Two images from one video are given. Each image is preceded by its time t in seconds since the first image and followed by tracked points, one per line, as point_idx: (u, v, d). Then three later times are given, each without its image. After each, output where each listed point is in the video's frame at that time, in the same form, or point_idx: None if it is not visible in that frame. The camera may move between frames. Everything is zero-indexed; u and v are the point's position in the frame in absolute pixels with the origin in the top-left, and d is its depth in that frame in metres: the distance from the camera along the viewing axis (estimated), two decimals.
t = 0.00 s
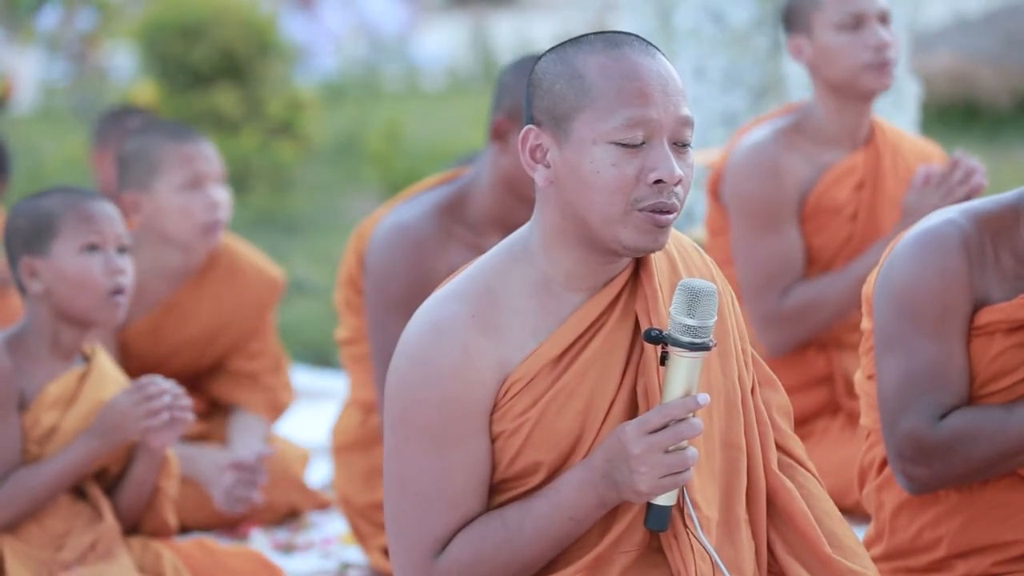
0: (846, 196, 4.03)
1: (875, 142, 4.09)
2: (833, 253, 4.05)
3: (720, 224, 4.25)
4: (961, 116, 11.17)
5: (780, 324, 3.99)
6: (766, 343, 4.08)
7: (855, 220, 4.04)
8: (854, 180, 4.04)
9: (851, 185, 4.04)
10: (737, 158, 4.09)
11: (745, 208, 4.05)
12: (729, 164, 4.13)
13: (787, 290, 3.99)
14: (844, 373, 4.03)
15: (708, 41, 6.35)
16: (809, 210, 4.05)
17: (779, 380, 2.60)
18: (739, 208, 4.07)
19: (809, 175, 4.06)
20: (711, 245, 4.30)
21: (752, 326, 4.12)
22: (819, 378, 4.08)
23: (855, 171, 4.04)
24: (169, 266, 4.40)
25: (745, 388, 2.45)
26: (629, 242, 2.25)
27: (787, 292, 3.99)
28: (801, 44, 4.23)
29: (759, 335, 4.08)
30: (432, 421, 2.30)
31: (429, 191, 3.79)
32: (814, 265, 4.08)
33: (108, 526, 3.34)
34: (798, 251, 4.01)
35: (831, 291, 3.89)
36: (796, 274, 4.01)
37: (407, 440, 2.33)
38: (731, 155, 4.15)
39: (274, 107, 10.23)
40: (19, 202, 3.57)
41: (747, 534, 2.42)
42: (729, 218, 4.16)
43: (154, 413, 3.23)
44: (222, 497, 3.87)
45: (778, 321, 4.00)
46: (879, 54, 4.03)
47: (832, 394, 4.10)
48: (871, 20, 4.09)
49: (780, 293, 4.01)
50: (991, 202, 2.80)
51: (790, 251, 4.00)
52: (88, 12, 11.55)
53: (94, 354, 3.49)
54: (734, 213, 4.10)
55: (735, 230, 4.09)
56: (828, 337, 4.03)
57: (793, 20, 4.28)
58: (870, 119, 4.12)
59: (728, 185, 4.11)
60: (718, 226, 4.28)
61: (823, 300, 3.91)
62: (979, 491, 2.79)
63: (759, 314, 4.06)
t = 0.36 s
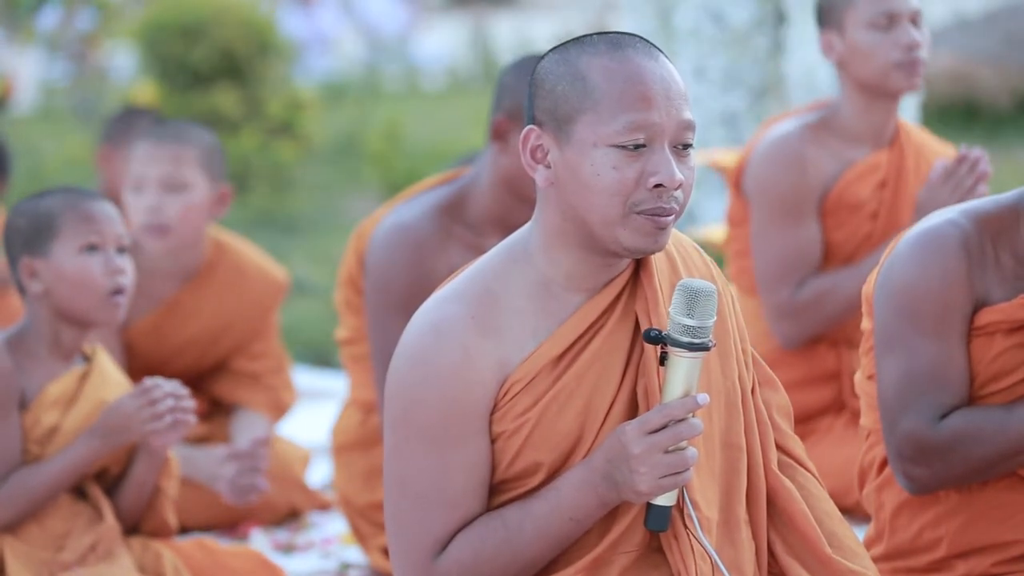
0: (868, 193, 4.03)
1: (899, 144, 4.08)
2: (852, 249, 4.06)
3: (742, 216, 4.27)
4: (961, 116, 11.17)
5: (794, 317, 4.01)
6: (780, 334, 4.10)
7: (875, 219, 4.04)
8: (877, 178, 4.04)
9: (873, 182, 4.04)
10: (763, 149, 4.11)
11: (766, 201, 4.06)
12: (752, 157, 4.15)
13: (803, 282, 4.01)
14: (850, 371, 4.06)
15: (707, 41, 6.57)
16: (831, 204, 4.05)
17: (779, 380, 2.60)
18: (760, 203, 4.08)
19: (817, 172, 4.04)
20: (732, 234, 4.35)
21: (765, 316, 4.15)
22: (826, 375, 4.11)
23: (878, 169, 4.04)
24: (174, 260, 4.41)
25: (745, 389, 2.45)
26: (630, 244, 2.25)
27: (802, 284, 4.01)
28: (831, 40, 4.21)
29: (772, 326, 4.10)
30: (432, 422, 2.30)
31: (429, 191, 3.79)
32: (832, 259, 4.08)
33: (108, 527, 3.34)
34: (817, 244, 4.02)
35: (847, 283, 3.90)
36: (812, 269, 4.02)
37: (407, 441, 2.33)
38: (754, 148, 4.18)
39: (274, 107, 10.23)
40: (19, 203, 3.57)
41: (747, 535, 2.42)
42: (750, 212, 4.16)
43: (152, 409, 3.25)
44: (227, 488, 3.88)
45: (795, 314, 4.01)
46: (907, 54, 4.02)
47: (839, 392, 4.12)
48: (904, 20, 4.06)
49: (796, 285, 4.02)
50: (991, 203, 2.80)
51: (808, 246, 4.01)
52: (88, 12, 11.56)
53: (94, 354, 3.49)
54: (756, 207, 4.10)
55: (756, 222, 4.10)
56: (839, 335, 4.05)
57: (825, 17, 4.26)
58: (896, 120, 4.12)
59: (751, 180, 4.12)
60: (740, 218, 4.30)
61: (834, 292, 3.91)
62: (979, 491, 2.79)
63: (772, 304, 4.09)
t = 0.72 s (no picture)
0: (885, 193, 4.01)
1: (920, 150, 4.06)
2: (864, 247, 4.06)
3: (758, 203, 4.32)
4: (961, 116, 11.16)
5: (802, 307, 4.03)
6: (789, 324, 4.12)
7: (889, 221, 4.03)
8: (896, 180, 4.02)
9: (892, 184, 4.02)
10: (784, 142, 4.14)
11: (785, 190, 4.09)
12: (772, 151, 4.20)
13: (813, 271, 4.03)
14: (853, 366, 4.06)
15: (707, 41, 6.57)
16: (846, 202, 4.05)
17: (779, 381, 2.60)
18: (777, 189, 4.12)
19: (817, 171, 4.05)
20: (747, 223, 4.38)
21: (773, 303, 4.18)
22: (829, 370, 4.12)
23: (897, 172, 4.01)
24: (175, 258, 4.41)
25: (745, 389, 2.45)
26: (631, 246, 2.25)
27: (812, 274, 4.02)
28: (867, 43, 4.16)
29: (780, 316, 4.12)
30: (433, 422, 2.30)
31: (429, 191, 3.79)
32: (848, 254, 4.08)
33: (108, 529, 3.34)
34: (824, 242, 4.03)
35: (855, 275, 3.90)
36: (825, 259, 4.03)
37: (407, 442, 2.33)
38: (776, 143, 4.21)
39: (273, 107, 10.22)
40: (18, 204, 3.56)
41: (747, 535, 2.42)
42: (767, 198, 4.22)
43: (154, 423, 3.26)
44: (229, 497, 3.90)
45: (805, 302, 4.02)
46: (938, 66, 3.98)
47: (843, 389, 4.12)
48: (941, 32, 4.02)
49: (805, 276, 4.04)
50: (991, 203, 2.80)
51: (818, 236, 4.03)
52: (87, 12, 11.60)
53: (95, 355, 3.49)
54: (773, 193, 4.15)
55: (775, 209, 4.13)
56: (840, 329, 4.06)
57: (865, 18, 4.21)
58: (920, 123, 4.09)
59: (771, 172, 4.17)
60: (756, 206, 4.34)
61: (842, 285, 3.92)
62: (979, 491, 2.79)
63: (782, 295, 4.11)
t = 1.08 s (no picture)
0: (884, 190, 4.05)
1: (917, 151, 4.14)
2: (864, 243, 4.08)
3: (756, 202, 4.26)
4: (961, 115, 11.16)
5: (805, 301, 4.02)
6: (791, 320, 4.10)
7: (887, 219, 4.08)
8: (894, 178, 4.07)
9: (889, 182, 4.06)
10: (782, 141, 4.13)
11: (786, 190, 4.07)
12: (769, 148, 4.18)
13: (815, 268, 4.02)
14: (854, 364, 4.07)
15: (707, 41, 6.65)
16: (846, 197, 4.07)
17: (780, 381, 2.60)
18: (777, 185, 4.10)
19: (820, 171, 4.04)
20: (744, 223, 4.33)
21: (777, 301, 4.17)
22: (830, 368, 4.12)
23: (894, 170, 4.07)
24: (179, 258, 4.40)
25: (745, 389, 2.45)
26: (632, 246, 2.25)
27: (813, 270, 4.02)
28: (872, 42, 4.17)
29: (781, 309, 4.11)
30: (433, 423, 2.30)
31: (429, 192, 3.79)
32: (848, 251, 4.10)
33: (108, 531, 3.34)
34: (825, 241, 4.02)
35: (856, 271, 3.91)
36: (829, 257, 4.03)
37: (407, 443, 2.33)
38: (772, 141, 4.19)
39: (274, 107, 10.22)
40: (19, 204, 3.56)
41: (748, 534, 2.42)
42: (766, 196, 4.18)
43: (158, 423, 3.27)
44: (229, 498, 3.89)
45: (807, 297, 4.01)
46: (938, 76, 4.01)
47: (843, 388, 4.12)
48: (944, 41, 4.03)
49: (809, 270, 4.03)
50: (991, 203, 2.80)
51: (820, 235, 4.03)
52: (88, 11, 11.64)
53: (96, 356, 3.49)
54: (771, 188, 4.13)
55: (772, 203, 4.12)
56: (840, 326, 4.07)
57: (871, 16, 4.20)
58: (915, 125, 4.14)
59: (768, 167, 4.15)
60: (753, 206, 4.28)
61: (844, 282, 3.92)
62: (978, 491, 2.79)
63: (784, 289, 4.10)
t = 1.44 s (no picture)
0: (870, 189, 4.05)
1: (903, 151, 4.12)
2: (850, 241, 4.07)
3: (743, 203, 4.28)
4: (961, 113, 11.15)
5: (796, 298, 4.01)
6: (783, 319, 4.09)
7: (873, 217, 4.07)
8: (879, 177, 4.06)
9: (874, 180, 4.06)
10: (764, 146, 4.13)
11: (771, 184, 4.07)
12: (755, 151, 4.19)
13: (805, 265, 4.02)
14: (850, 362, 4.06)
15: (707, 40, 6.66)
16: (833, 194, 4.07)
17: (780, 380, 2.60)
18: (763, 185, 4.10)
19: (806, 169, 4.05)
20: (731, 225, 4.34)
21: (766, 299, 4.15)
22: (827, 366, 4.13)
23: (879, 168, 4.06)
24: (179, 259, 4.40)
25: (745, 388, 2.45)
26: (630, 245, 2.25)
27: (804, 267, 4.01)
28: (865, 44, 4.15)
29: (774, 308, 4.09)
30: (433, 422, 2.30)
31: (429, 192, 3.79)
32: (837, 248, 4.10)
33: (108, 531, 3.34)
34: (817, 239, 4.03)
35: (845, 269, 3.91)
36: (815, 253, 4.03)
37: (407, 442, 2.33)
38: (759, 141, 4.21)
39: (274, 107, 10.22)
40: (20, 206, 3.56)
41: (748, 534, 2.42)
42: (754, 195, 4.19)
43: (150, 410, 3.25)
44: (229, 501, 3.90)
45: (798, 296, 4.00)
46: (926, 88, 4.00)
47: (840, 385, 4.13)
48: (936, 55, 4.02)
49: (800, 267, 4.02)
50: (990, 203, 2.81)
51: (810, 232, 4.03)
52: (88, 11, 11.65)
53: (94, 355, 3.49)
54: (758, 187, 4.13)
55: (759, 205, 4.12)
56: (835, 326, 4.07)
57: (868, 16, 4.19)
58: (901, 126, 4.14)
59: (755, 169, 4.15)
60: (742, 206, 4.30)
61: (832, 280, 3.92)
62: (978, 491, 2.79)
63: (775, 288, 4.08)
